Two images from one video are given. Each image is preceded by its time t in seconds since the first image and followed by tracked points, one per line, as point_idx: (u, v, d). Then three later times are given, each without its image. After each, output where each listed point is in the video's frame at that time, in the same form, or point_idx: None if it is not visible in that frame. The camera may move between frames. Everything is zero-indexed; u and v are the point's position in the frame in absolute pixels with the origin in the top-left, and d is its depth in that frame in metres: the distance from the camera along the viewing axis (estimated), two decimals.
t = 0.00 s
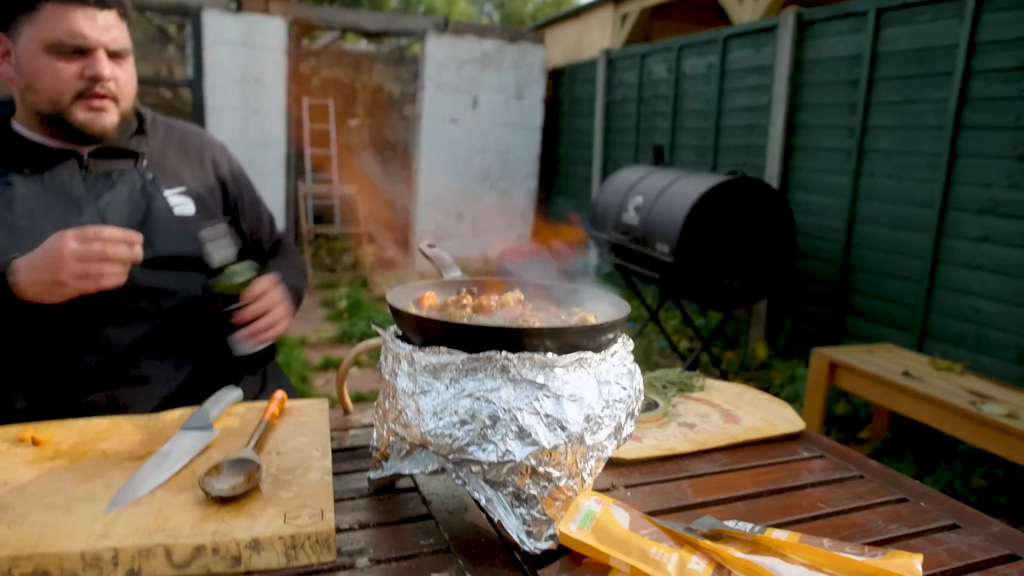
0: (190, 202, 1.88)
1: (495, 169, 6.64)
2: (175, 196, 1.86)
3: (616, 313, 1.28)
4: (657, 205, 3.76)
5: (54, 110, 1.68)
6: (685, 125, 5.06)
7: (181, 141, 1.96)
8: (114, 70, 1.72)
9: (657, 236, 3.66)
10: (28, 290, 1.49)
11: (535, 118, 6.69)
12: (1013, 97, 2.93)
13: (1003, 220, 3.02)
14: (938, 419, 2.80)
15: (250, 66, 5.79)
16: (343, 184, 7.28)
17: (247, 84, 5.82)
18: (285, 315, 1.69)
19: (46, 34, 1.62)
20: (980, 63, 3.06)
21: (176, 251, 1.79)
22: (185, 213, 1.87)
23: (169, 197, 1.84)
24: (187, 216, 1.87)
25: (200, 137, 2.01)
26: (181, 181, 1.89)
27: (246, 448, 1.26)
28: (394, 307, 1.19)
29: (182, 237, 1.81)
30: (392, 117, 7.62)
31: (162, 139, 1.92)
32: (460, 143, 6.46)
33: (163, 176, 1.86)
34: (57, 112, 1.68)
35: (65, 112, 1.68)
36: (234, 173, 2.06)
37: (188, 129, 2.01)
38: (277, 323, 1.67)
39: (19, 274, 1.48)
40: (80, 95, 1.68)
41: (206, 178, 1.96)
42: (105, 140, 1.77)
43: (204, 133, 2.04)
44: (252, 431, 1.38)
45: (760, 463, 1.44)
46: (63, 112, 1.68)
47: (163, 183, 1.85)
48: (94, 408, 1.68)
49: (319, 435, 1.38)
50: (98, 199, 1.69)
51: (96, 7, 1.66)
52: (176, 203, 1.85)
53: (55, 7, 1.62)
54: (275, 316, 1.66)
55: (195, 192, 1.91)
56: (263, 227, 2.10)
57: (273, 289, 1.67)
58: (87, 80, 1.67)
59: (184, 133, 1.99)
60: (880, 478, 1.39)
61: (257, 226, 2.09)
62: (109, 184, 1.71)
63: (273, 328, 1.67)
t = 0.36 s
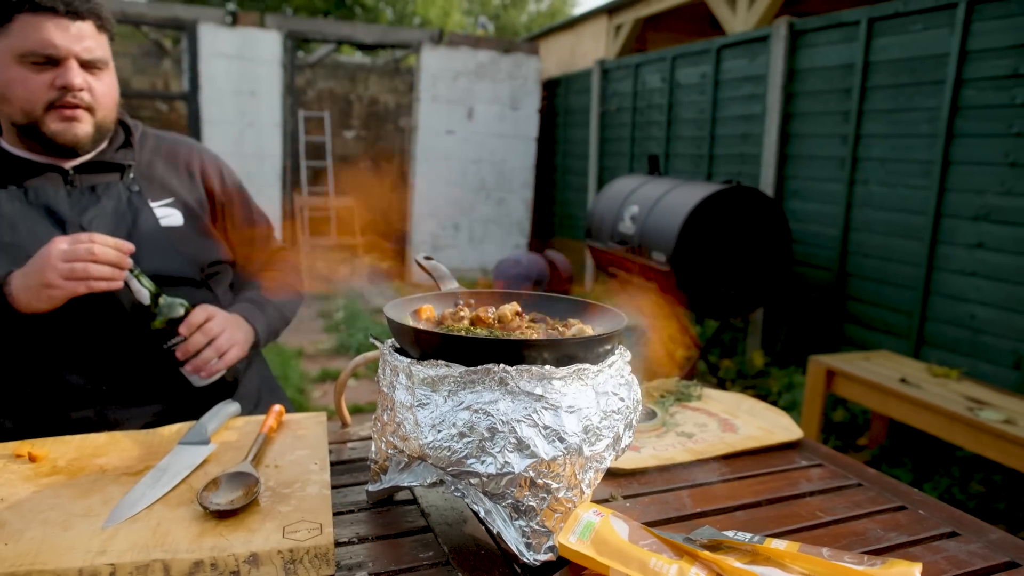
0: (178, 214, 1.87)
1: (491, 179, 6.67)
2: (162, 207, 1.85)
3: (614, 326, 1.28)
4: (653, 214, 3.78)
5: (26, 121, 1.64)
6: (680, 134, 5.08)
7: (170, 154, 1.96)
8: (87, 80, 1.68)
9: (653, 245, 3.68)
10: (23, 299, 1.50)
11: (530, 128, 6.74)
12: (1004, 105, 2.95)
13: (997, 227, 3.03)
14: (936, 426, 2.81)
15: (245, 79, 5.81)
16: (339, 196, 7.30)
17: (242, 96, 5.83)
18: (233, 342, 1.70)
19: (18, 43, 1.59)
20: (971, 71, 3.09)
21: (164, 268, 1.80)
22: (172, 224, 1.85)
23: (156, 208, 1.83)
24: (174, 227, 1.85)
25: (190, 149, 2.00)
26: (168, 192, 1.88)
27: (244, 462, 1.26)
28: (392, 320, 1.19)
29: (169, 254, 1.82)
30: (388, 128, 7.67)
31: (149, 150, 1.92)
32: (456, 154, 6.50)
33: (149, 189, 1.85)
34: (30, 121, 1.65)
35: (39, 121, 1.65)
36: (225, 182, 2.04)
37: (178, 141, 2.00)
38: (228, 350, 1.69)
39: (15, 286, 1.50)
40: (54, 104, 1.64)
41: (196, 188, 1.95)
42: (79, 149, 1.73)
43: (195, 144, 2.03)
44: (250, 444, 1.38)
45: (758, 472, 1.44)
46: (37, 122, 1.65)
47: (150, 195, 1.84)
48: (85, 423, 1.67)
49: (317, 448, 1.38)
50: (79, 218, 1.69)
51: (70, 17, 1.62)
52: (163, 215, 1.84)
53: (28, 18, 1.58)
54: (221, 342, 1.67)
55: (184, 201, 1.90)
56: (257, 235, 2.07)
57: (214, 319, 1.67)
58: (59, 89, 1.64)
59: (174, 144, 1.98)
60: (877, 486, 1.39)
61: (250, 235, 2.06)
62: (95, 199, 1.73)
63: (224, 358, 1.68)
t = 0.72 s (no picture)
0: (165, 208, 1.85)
1: (490, 182, 6.68)
2: (149, 202, 1.83)
3: (613, 327, 1.28)
4: (653, 215, 3.78)
5: None
6: (679, 136, 5.09)
7: (155, 150, 1.92)
8: (6, 78, 1.51)
9: (653, 246, 3.68)
10: (34, 305, 1.48)
11: (529, 130, 6.75)
12: (1003, 107, 2.96)
13: (996, 229, 3.04)
14: (936, 428, 2.80)
15: (245, 81, 5.82)
16: (339, 198, 7.31)
17: (242, 98, 5.84)
18: (221, 335, 1.59)
19: None
20: (969, 74, 3.10)
21: (154, 269, 1.74)
22: (159, 219, 1.83)
23: (142, 204, 1.81)
24: (162, 222, 1.83)
25: (174, 143, 1.96)
26: (153, 187, 1.85)
27: (243, 464, 1.26)
28: (391, 322, 1.19)
29: (160, 251, 1.77)
30: (388, 130, 7.69)
31: (134, 146, 1.89)
32: (456, 156, 6.50)
33: (134, 185, 1.83)
34: None
35: None
36: (211, 176, 1.99)
37: (161, 136, 1.96)
38: (216, 342, 1.58)
39: (25, 294, 1.47)
40: None
41: (182, 183, 1.92)
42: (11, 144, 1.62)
43: (178, 138, 1.99)
44: (249, 446, 1.38)
45: (756, 475, 1.44)
46: None
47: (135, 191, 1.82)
48: (85, 421, 1.67)
49: (316, 450, 1.38)
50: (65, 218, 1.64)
51: None
52: (150, 210, 1.82)
53: None
54: (210, 333, 1.55)
55: (170, 195, 1.87)
56: (247, 225, 2.03)
57: (203, 309, 1.55)
58: None
59: (157, 140, 1.94)
60: (876, 488, 1.39)
61: (240, 226, 2.02)
62: (80, 198, 1.68)
63: (211, 350, 1.56)
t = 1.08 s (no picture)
0: (113, 203, 1.78)
1: (487, 183, 6.69)
2: (93, 198, 1.76)
3: (610, 328, 1.28)
4: (650, 216, 3.79)
5: None
6: (676, 137, 5.10)
7: (101, 143, 1.84)
8: None
9: (648, 247, 3.69)
10: None
11: (527, 132, 6.76)
12: (999, 108, 2.96)
13: (992, 229, 3.04)
14: (934, 428, 2.80)
15: (242, 82, 5.81)
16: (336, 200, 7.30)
17: (239, 100, 5.84)
18: (124, 334, 1.47)
19: None
20: (965, 75, 3.11)
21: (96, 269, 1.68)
22: (104, 214, 1.75)
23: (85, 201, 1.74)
24: (106, 217, 1.75)
25: (121, 133, 1.88)
26: (98, 181, 1.78)
27: (240, 466, 1.26)
28: (386, 323, 1.19)
29: (105, 250, 1.71)
30: (385, 131, 7.69)
31: (77, 143, 1.81)
32: (453, 158, 6.51)
33: (77, 181, 1.76)
34: None
35: None
36: (161, 162, 1.90)
37: (108, 128, 1.88)
38: (117, 341, 1.46)
39: None
40: None
41: (128, 174, 1.84)
42: None
43: (124, 128, 1.90)
44: (245, 448, 1.38)
45: (753, 475, 1.44)
46: None
47: (77, 188, 1.75)
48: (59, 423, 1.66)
49: (312, 452, 1.38)
50: None
51: None
52: (93, 207, 1.75)
53: None
54: (109, 331, 1.44)
55: (118, 189, 1.80)
56: (207, 209, 1.94)
57: (103, 305, 1.46)
58: None
59: (104, 132, 1.87)
60: (873, 488, 1.39)
61: (195, 210, 1.92)
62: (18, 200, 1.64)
63: (111, 349, 1.44)
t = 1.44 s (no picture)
0: (66, 196, 1.63)
1: (487, 178, 6.68)
2: (43, 194, 1.61)
3: (610, 322, 1.29)
4: (650, 212, 3.78)
5: None
6: (676, 132, 5.10)
7: (52, 134, 1.72)
8: None
9: (649, 243, 3.69)
10: None
11: (526, 127, 6.76)
12: (999, 102, 2.96)
13: (992, 224, 3.05)
14: (934, 423, 2.81)
15: (241, 77, 5.80)
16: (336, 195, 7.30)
17: (237, 95, 5.83)
18: (50, 352, 1.41)
19: None
20: (965, 69, 3.10)
21: (48, 271, 1.58)
22: (55, 211, 1.61)
23: (34, 198, 1.59)
24: (56, 214, 1.61)
25: (72, 122, 1.75)
26: (48, 175, 1.64)
27: (242, 459, 1.27)
28: (388, 317, 1.19)
29: (55, 251, 1.60)
30: (384, 126, 7.68)
31: (28, 136, 1.68)
32: (453, 153, 6.50)
33: (26, 177, 1.63)
34: None
35: None
36: (116, 149, 1.75)
37: (59, 118, 1.75)
38: (43, 360, 1.41)
39: None
40: None
41: (80, 164, 1.69)
42: None
43: (77, 117, 1.77)
44: (246, 442, 1.38)
45: (753, 468, 1.44)
46: None
47: (27, 184, 1.61)
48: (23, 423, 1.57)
49: (314, 446, 1.38)
50: None
51: None
52: (41, 204, 1.60)
53: None
54: (33, 350, 1.38)
55: (70, 180, 1.65)
56: (170, 201, 1.78)
57: (27, 323, 1.39)
58: None
59: (54, 122, 1.74)
60: (872, 481, 1.39)
61: (156, 197, 1.76)
62: None
63: (37, 368, 1.39)
